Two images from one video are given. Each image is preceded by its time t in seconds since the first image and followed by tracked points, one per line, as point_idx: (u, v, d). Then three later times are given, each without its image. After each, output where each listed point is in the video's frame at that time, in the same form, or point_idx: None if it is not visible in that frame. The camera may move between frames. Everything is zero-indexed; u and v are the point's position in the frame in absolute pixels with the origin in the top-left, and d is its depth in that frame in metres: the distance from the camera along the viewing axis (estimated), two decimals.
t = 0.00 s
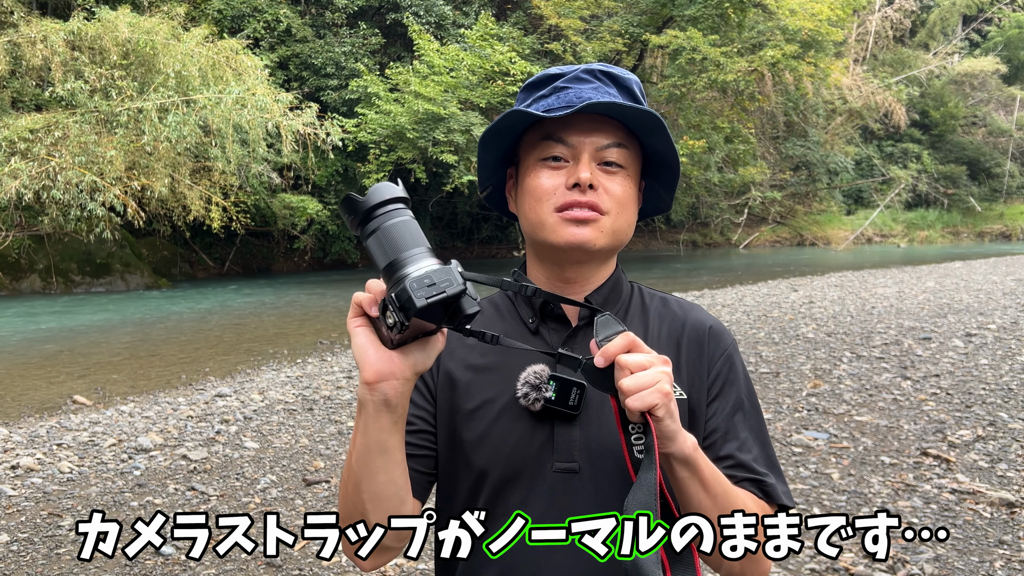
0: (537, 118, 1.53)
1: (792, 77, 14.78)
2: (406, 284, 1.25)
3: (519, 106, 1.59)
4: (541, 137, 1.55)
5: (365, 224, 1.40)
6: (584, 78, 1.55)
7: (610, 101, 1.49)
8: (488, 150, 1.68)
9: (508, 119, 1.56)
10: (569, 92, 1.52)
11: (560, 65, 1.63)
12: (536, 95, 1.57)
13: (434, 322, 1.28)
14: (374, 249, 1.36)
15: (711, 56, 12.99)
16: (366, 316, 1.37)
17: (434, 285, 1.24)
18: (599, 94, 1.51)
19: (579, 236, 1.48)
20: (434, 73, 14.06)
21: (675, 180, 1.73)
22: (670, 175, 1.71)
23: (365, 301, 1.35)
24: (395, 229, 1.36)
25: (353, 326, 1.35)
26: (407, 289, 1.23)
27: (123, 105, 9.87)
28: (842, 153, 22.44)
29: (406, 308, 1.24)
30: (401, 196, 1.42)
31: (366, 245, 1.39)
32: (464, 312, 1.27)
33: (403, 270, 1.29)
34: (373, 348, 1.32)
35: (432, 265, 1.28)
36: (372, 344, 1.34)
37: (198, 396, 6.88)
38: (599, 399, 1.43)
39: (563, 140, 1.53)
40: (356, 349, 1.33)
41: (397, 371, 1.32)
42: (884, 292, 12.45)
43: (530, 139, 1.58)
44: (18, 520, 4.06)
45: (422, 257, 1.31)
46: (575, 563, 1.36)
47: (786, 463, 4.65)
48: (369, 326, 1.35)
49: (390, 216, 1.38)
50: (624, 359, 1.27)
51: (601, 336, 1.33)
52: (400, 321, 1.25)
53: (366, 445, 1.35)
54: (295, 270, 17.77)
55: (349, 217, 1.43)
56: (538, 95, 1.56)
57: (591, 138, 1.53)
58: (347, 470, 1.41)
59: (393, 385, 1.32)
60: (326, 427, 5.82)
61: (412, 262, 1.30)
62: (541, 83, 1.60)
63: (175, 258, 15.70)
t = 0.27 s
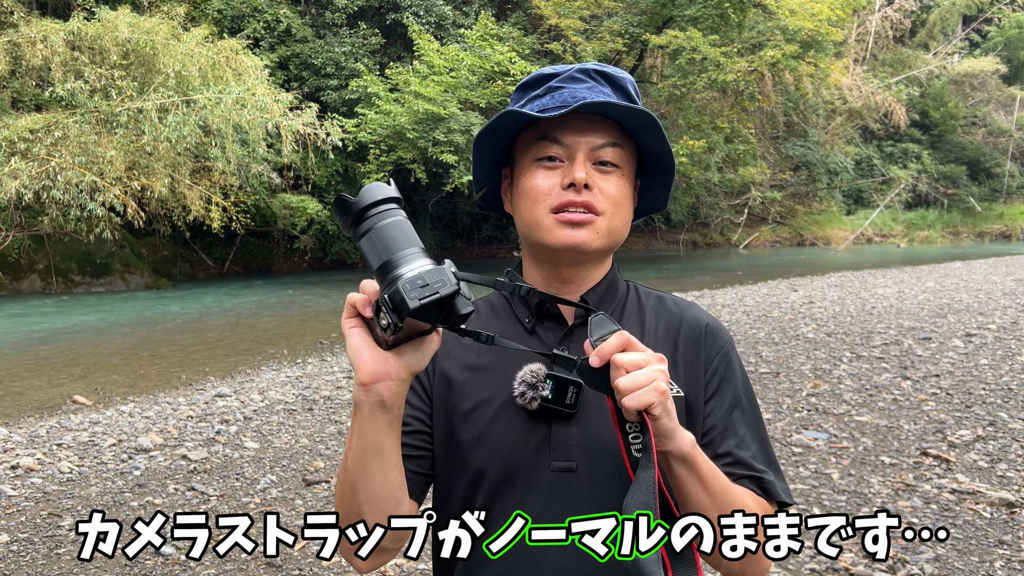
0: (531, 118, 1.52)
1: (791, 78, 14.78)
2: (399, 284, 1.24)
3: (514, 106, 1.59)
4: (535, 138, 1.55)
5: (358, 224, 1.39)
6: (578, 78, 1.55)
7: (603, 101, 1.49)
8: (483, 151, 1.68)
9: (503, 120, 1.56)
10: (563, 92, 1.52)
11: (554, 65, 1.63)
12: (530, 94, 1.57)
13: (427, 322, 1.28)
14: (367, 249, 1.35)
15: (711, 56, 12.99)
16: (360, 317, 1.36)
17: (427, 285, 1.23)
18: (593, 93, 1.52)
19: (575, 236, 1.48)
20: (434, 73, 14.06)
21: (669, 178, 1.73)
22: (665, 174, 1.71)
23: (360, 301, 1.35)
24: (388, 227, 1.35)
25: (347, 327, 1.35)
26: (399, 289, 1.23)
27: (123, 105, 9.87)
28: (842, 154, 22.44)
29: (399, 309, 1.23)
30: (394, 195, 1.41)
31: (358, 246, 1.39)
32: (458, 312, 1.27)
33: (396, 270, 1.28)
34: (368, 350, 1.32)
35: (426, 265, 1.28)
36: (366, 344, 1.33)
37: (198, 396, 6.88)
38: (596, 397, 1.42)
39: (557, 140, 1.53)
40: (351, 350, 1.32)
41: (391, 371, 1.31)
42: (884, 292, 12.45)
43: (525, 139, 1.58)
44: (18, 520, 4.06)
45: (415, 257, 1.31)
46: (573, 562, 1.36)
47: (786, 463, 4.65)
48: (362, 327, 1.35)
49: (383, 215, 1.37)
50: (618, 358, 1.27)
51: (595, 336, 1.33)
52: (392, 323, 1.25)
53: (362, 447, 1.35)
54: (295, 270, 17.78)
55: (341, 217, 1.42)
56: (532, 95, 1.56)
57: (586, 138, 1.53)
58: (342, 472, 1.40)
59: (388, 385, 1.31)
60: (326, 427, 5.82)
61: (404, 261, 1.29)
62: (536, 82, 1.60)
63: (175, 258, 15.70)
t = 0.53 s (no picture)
0: (531, 123, 1.52)
1: (791, 78, 14.79)
2: (401, 265, 1.19)
3: (513, 109, 1.58)
4: (535, 142, 1.55)
5: (350, 209, 1.33)
6: (581, 79, 1.52)
7: (603, 107, 1.48)
8: (484, 154, 1.68)
9: (502, 125, 1.56)
10: (564, 95, 1.50)
11: (555, 65, 1.60)
12: (530, 97, 1.56)
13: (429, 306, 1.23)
14: (362, 233, 1.29)
15: (711, 56, 13.00)
16: (355, 304, 1.31)
17: (429, 266, 1.18)
18: (594, 96, 1.50)
19: (575, 243, 1.48)
20: (434, 73, 14.05)
21: (671, 178, 1.72)
22: (667, 176, 1.71)
23: (354, 286, 1.29)
24: (381, 210, 1.29)
25: (341, 314, 1.30)
26: (402, 270, 1.17)
27: (123, 105, 9.87)
28: (842, 154, 22.45)
29: (401, 291, 1.19)
30: (387, 178, 1.36)
31: (352, 231, 1.33)
32: (458, 295, 1.21)
33: (394, 254, 1.23)
34: (366, 336, 1.27)
35: (424, 247, 1.23)
36: (363, 330, 1.28)
37: (198, 396, 6.88)
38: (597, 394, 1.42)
39: (558, 145, 1.53)
40: (347, 336, 1.28)
41: (390, 357, 1.27)
42: (883, 292, 12.46)
43: (525, 143, 1.58)
44: (18, 520, 4.06)
45: (414, 238, 1.25)
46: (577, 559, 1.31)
47: (786, 463, 4.65)
48: (358, 313, 1.30)
49: (377, 199, 1.31)
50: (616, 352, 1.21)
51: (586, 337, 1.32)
52: (394, 306, 1.20)
53: (358, 432, 1.30)
54: (295, 270, 17.78)
55: (331, 201, 1.36)
56: (532, 98, 1.55)
57: (587, 142, 1.52)
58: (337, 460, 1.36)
59: (387, 370, 1.28)
60: (326, 427, 5.82)
61: (402, 244, 1.24)
62: (536, 83, 1.58)
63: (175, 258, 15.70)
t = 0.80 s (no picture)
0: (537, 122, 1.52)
1: (791, 78, 14.79)
2: (378, 272, 1.17)
3: (520, 109, 1.57)
4: (541, 141, 1.55)
5: (327, 212, 1.31)
6: (587, 78, 1.52)
7: (611, 108, 1.49)
8: (488, 153, 1.68)
9: (509, 124, 1.55)
10: (570, 93, 1.50)
11: (561, 64, 1.60)
12: (536, 95, 1.56)
13: (410, 306, 1.22)
14: (340, 237, 1.28)
15: (710, 56, 13.00)
16: (339, 307, 1.28)
17: (407, 271, 1.16)
18: (602, 96, 1.50)
19: (580, 245, 1.48)
20: (434, 73, 14.03)
21: (676, 180, 1.73)
22: (673, 177, 1.71)
23: (336, 292, 1.26)
24: (359, 213, 1.28)
25: (327, 317, 1.26)
26: (379, 278, 1.16)
27: (123, 105, 9.87)
28: (842, 154, 22.44)
29: (381, 298, 1.18)
30: (362, 178, 1.32)
31: (330, 234, 1.30)
32: (441, 293, 1.20)
33: (376, 257, 1.22)
34: (353, 339, 1.25)
35: (404, 249, 1.21)
36: (350, 334, 1.26)
37: (198, 396, 6.88)
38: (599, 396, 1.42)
39: (564, 145, 1.53)
40: (334, 341, 1.25)
41: (380, 360, 1.26)
42: (884, 292, 12.45)
43: (530, 143, 1.57)
44: (18, 520, 4.06)
45: (394, 241, 1.24)
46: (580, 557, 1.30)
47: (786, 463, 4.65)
48: (343, 317, 1.27)
49: (354, 201, 1.29)
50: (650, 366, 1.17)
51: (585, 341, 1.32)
52: (375, 313, 1.19)
53: (353, 435, 1.29)
54: (295, 270, 17.78)
55: (306, 205, 1.32)
56: (539, 98, 1.55)
57: (593, 143, 1.52)
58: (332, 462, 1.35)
59: (377, 373, 1.26)
60: (326, 427, 5.82)
61: (382, 248, 1.23)
62: (542, 80, 1.57)
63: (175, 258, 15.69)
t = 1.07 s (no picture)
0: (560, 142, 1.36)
1: (791, 77, 14.79)
2: (384, 274, 1.18)
3: (540, 117, 1.40)
4: (563, 162, 1.40)
5: (327, 214, 1.30)
6: (620, 98, 1.35)
7: (642, 142, 1.34)
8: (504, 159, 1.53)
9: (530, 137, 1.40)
10: (600, 113, 1.34)
11: (593, 65, 1.40)
12: (561, 104, 1.37)
13: (410, 308, 1.24)
14: (341, 239, 1.28)
15: (710, 56, 13.00)
16: (338, 309, 1.29)
17: (411, 274, 1.19)
18: (633, 124, 1.34)
19: (588, 278, 1.41)
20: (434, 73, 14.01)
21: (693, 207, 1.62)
22: (690, 206, 1.60)
23: (334, 292, 1.26)
24: (362, 215, 1.28)
25: (325, 318, 1.28)
26: (385, 280, 1.17)
27: (123, 105, 9.87)
28: (842, 154, 22.44)
29: (383, 302, 1.19)
30: (365, 180, 1.33)
31: (330, 236, 1.30)
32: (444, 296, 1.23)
33: (378, 259, 1.23)
34: (352, 340, 1.26)
35: (408, 252, 1.23)
36: (350, 335, 1.27)
37: (198, 396, 6.88)
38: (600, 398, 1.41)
39: (587, 171, 1.38)
40: (332, 341, 1.26)
41: (378, 360, 1.26)
42: (884, 292, 12.46)
43: (549, 159, 1.43)
44: (18, 520, 4.06)
45: (397, 243, 1.25)
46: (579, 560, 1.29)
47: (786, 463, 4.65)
48: (343, 318, 1.28)
49: (356, 202, 1.29)
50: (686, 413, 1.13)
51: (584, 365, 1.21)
52: (379, 316, 1.20)
53: (351, 434, 1.28)
54: (295, 270, 17.78)
55: (307, 207, 1.33)
56: (564, 107, 1.37)
57: (617, 174, 1.39)
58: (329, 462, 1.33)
59: (375, 374, 1.26)
60: (326, 427, 5.83)
61: (386, 250, 1.24)
62: (571, 85, 1.38)
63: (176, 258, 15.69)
